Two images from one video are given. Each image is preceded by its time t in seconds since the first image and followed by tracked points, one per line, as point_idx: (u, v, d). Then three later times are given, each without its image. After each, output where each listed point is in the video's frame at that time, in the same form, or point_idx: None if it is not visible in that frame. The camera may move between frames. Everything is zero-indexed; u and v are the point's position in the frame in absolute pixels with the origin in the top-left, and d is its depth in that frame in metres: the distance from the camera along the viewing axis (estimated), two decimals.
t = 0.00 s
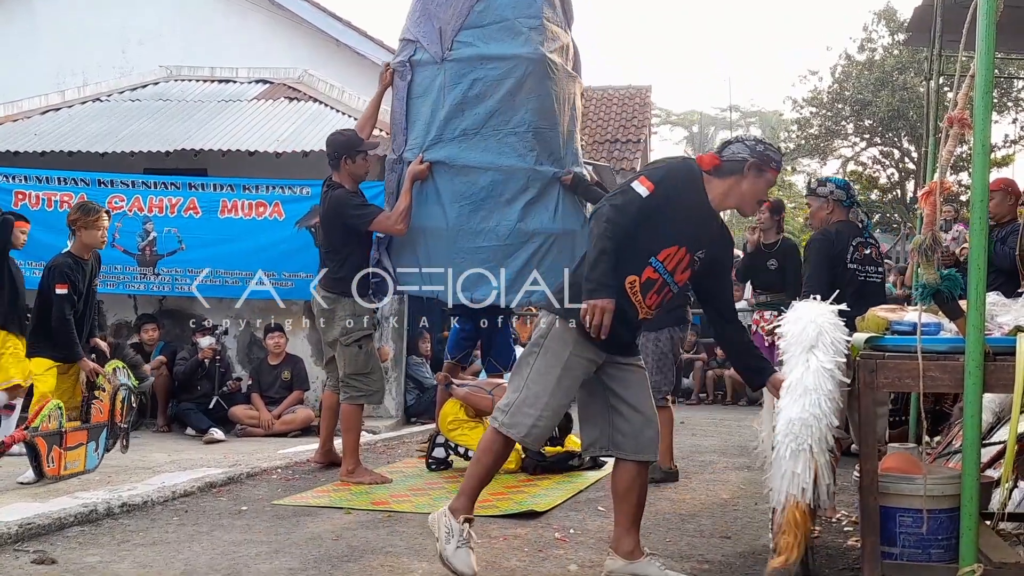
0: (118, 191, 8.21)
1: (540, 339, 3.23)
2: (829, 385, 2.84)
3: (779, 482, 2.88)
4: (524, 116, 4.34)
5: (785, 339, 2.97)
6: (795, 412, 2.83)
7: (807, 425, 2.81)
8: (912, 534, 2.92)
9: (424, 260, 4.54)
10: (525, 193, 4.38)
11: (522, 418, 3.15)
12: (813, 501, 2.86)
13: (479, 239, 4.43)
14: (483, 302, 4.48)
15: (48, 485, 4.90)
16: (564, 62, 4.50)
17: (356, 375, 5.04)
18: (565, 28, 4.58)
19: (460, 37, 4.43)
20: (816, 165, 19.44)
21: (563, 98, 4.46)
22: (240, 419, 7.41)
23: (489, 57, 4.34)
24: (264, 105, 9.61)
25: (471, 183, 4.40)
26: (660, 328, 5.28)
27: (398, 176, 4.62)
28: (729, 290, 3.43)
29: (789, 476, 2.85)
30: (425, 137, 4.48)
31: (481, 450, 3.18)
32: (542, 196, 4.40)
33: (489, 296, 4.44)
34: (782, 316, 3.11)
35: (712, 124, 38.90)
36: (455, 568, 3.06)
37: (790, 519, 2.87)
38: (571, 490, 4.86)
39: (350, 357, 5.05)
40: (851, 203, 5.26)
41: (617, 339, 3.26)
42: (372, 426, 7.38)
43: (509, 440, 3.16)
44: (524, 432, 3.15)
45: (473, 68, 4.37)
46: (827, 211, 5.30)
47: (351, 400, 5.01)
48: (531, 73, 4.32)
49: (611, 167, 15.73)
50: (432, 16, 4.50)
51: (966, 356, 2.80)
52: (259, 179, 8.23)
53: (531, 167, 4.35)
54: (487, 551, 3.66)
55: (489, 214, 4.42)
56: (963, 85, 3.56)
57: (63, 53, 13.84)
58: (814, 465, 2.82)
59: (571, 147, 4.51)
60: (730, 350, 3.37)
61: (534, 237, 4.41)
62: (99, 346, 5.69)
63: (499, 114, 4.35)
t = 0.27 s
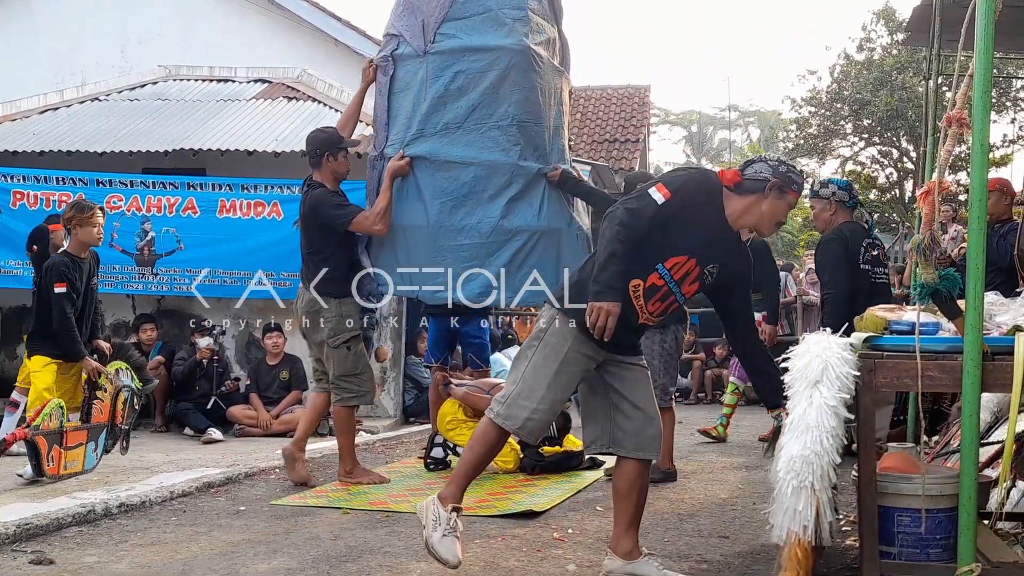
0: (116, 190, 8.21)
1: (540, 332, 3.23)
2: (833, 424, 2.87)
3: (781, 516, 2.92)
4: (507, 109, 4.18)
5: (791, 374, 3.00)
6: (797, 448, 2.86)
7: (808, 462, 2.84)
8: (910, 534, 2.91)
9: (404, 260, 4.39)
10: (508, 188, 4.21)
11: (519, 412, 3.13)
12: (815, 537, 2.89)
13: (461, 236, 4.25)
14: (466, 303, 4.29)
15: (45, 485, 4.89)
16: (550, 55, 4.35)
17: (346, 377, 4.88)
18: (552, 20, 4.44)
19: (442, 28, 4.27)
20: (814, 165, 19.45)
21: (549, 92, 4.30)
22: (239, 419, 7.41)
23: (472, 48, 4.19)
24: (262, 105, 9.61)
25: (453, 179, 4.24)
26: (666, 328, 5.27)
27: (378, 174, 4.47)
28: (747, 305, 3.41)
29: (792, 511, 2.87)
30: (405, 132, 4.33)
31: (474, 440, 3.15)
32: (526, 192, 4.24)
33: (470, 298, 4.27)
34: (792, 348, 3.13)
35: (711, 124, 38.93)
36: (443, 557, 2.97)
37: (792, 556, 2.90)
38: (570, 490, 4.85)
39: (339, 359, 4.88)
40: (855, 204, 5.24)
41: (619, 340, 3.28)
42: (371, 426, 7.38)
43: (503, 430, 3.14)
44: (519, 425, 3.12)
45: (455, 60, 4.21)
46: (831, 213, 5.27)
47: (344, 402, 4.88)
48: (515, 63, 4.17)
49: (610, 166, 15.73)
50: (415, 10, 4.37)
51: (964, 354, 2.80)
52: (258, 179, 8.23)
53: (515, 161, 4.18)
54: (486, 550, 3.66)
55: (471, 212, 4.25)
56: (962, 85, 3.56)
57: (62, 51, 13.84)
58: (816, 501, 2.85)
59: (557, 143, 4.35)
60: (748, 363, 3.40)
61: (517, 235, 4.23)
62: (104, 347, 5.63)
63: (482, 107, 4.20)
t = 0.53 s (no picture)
0: (116, 190, 8.21)
1: (544, 333, 3.25)
2: (853, 442, 2.79)
3: (790, 533, 2.84)
4: (491, 109, 3.93)
5: (812, 389, 2.93)
6: (818, 467, 2.77)
7: (827, 482, 2.75)
8: (909, 535, 2.90)
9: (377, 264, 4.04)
10: (490, 193, 3.93)
11: (522, 411, 3.13)
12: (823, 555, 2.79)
13: (438, 241, 3.94)
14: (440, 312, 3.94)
15: (44, 484, 4.89)
16: (537, 59, 4.13)
17: (319, 376, 4.78)
18: (542, 23, 4.25)
19: (428, 26, 4.05)
20: (814, 166, 19.46)
21: (536, 93, 4.08)
22: (239, 419, 7.43)
23: (456, 47, 3.96)
24: (262, 105, 9.61)
25: (432, 180, 3.96)
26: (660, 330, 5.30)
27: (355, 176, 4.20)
28: (756, 315, 3.37)
29: (804, 529, 2.79)
30: (385, 132, 4.07)
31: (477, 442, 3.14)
32: (508, 196, 3.96)
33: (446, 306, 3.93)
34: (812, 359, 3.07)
35: (710, 125, 38.95)
36: (449, 561, 2.96)
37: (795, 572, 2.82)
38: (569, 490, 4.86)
39: (310, 358, 4.77)
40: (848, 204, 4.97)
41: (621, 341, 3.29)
42: (370, 427, 7.37)
43: (506, 431, 3.13)
44: (522, 424, 3.12)
45: (439, 57, 3.98)
46: (824, 214, 5.01)
47: (322, 401, 4.79)
48: (502, 62, 3.93)
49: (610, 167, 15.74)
50: (400, 9, 4.15)
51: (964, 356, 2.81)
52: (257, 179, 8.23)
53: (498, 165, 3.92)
54: (485, 550, 3.67)
55: (451, 215, 3.95)
56: (961, 86, 3.57)
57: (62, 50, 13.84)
58: (829, 520, 2.78)
59: (542, 147, 4.09)
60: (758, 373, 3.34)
61: (496, 241, 3.94)
62: (106, 348, 5.58)
63: (465, 107, 3.95)
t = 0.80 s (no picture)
0: (118, 187, 8.21)
1: (552, 337, 3.23)
2: (857, 455, 2.77)
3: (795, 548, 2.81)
4: (475, 109, 4.03)
5: (813, 399, 2.90)
6: (820, 480, 2.76)
7: (831, 495, 2.75)
8: (911, 535, 2.87)
9: (354, 267, 4.06)
10: (471, 193, 4.01)
11: (536, 420, 3.12)
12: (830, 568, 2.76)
13: (416, 242, 3.98)
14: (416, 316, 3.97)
15: (46, 481, 4.90)
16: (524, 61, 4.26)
17: (266, 378, 4.39)
18: (530, 27, 4.40)
19: (413, 27, 4.15)
20: (815, 166, 19.47)
21: (523, 95, 4.19)
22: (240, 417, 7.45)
23: (441, 44, 4.07)
24: (264, 103, 9.61)
25: (411, 180, 4.02)
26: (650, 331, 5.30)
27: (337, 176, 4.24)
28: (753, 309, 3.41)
29: (809, 542, 2.77)
30: (367, 131, 4.14)
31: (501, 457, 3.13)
32: (491, 199, 4.04)
33: (422, 309, 3.95)
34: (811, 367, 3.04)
35: (712, 124, 38.95)
36: None
37: None
38: (568, 489, 4.88)
39: (259, 358, 4.40)
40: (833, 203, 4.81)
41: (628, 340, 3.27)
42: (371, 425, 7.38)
43: (526, 440, 3.12)
44: (537, 433, 3.12)
45: (424, 56, 4.08)
46: (808, 213, 4.87)
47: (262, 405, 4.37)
48: (486, 61, 4.04)
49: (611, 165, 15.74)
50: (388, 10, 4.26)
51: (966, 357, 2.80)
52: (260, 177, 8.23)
53: (479, 165, 4.01)
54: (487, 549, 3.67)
55: (430, 216, 4.00)
56: (964, 86, 3.57)
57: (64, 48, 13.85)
58: (834, 534, 2.76)
59: (527, 152, 4.20)
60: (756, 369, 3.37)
61: (478, 244, 3.98)
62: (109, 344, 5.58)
63: (448, 107, 4.04)
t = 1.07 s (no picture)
0: (117, 185, 8.21)
1: (576, 349, 3.13)
2: (848, 492, 2.70)
3: None
4: (460, 118, 4.08)
5: (807, 430, 2.82)
6: (812, 518, 2.68)
7: (824, 534, 2.67)
8: (908, 534, 2.85)
9: (334, 282, 4.07)
10: (456, 205, 4.03)
11: (585, 435, 3.03)
12: None
13: (400, 255, 4.00)
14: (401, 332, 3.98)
15: (43, 479, 4.89)
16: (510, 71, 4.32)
17: (222, 379, 4.35)
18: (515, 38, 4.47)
19: (396, 36, 4.21)
20: (814, 166, 19.47)
21: (511, 104, 4.26)
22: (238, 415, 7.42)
23: (426, 53, 4.13)
24: (263, 101, 9.61)
25: (395, 192, 4.05)
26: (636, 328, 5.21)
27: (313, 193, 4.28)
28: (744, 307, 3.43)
29: None
30: (348, 143, 4.18)
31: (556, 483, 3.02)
32: (478, 211, 4.05)
33: (409, 325, 3.96)
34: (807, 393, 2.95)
35: (711, 124, 38.96)
36: None
37: None
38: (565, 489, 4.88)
39: (217, 358, 4.38)
40: (815, 199, 4.80)
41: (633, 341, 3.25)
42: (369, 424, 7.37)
43: (579, 463, 3.02)
44: (589, 448, 3.02)
45: (409, 65, 4.14)
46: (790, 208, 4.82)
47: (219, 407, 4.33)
48: (473, 70, 4.10)
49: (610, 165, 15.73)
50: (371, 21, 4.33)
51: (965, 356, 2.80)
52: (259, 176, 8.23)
53: (466, 175, 4.04)
54: (485, 547, 3.67)
55: (413, 230, 4.02)
56: (965, 85, 3.57)
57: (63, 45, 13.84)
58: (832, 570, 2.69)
59: (515, 163, 4.23)
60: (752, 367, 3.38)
61: (465, 258, 4.00)
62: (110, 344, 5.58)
63: (433, 116, 4.08)
